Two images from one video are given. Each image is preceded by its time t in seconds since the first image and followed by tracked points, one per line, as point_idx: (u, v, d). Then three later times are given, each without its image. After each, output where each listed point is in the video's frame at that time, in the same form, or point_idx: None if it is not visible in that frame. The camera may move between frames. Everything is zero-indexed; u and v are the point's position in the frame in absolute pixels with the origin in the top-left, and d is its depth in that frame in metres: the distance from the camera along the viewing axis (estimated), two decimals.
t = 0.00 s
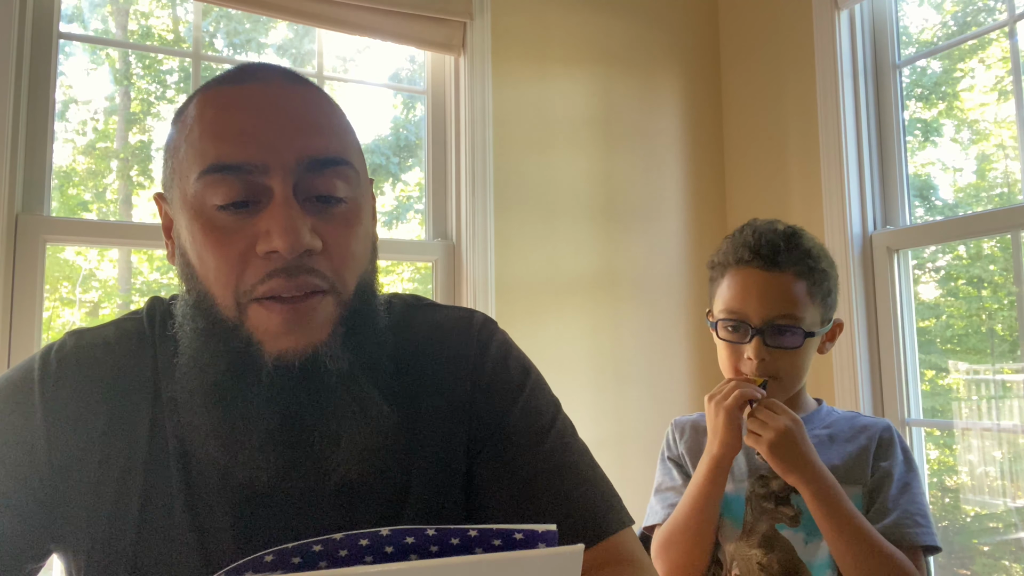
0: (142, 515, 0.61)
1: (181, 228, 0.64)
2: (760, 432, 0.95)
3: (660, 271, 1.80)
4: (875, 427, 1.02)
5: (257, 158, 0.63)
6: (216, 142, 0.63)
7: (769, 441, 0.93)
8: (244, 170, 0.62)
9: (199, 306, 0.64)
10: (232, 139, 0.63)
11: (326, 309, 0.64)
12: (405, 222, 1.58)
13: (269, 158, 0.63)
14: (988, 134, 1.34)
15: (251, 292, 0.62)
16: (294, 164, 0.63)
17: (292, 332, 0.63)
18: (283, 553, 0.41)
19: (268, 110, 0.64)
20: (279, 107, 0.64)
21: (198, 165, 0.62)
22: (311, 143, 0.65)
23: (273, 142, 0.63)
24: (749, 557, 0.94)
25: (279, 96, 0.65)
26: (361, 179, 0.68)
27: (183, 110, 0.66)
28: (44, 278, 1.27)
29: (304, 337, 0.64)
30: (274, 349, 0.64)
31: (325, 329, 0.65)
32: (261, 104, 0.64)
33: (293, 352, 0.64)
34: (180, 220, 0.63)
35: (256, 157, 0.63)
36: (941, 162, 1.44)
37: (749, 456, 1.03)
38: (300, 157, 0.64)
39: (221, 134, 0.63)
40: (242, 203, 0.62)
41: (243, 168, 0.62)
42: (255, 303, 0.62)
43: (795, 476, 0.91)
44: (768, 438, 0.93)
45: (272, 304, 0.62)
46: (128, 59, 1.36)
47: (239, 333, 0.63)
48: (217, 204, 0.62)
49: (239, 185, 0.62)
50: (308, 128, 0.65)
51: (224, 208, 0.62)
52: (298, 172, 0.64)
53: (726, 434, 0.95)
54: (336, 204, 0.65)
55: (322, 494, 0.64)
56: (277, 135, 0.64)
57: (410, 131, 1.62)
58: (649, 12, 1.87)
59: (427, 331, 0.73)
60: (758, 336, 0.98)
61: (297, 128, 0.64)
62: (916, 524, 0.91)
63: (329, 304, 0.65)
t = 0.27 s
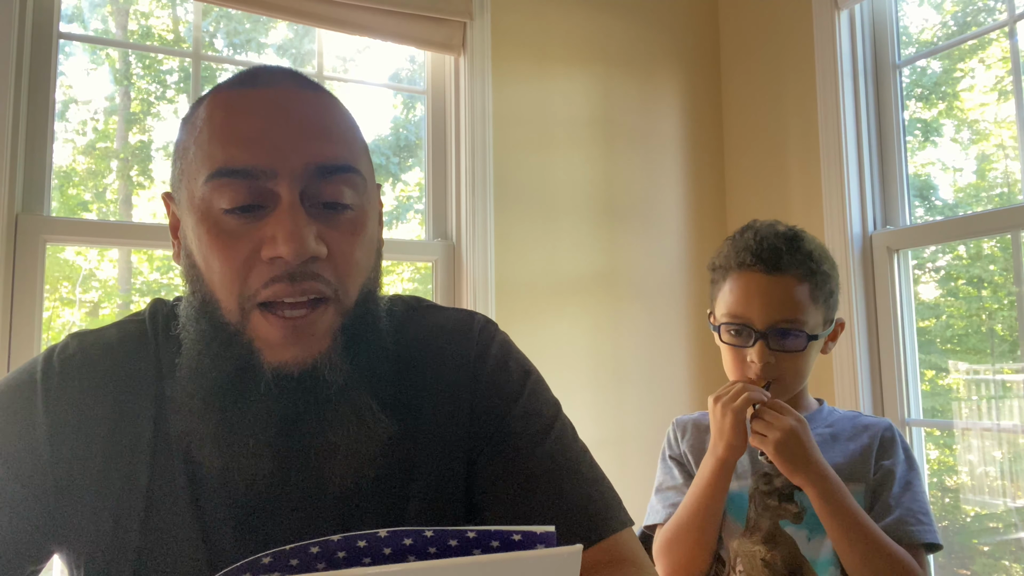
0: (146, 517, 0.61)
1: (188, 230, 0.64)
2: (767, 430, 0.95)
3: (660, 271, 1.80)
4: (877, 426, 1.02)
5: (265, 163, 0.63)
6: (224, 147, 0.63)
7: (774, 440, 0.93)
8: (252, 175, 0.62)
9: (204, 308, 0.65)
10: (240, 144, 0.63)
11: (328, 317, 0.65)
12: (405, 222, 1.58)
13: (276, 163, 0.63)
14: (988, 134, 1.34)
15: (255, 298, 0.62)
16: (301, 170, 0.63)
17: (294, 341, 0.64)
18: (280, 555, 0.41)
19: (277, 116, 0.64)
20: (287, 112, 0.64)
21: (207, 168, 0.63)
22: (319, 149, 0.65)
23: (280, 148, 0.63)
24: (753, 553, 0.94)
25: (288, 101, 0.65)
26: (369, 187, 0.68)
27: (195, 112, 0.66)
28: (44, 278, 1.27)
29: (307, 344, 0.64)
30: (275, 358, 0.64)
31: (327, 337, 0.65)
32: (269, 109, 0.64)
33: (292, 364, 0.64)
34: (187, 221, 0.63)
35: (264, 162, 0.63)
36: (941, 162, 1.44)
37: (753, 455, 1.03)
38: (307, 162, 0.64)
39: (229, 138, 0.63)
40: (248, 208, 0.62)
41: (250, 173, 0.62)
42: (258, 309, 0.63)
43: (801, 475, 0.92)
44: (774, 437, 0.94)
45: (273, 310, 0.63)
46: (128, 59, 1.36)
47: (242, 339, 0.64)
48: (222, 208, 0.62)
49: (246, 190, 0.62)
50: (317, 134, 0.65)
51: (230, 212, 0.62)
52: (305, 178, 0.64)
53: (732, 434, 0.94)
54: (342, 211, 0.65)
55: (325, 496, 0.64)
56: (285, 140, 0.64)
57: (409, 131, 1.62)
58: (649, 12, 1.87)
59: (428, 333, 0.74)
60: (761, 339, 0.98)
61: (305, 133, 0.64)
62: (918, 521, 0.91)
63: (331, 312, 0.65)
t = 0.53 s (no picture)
0: (149, 514, 0.61)
1: (192, 222, 0.64)
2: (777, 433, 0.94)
3: (660, 271, 1.80)
4: (880, 429, 1.02)
5: (271, 156, 0.63)
6: (231, 139, 0.63)
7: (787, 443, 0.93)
8: (258, 167, 0.63)
9: (208, 301, 0.65)
10: (247, 137, 0.63)
11: (329, 304, 0.66)
12: (405, 222, 1.57)
13: (282, 157, 0.63)
14: (988, 134, 1.34)
15: (258, 285, 0.64)
16: (306, 164, 0.64)
17: (294, 325, 0.66)
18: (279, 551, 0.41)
19: (283, 111, 0.64)
20: (294, 107, 0.65)
21: (213, 161, 0.62)
22: (324, 144, 0.65)
23: (286, 142, 0.64)
24: (763, 556, 0.94)
25: (295, 96, 0.65)
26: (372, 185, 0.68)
27: (201, 107, 0.66)
28: (44, 278, 1.27)
29: (308, 329, 0.66)
30: (277, 340, 0.65)
31: (327, 324, 0.66)
32: (276, 104, 0.64)
33: (294, 346, 0.66)
34: (192, 213, 0.63)
35: (270, 155, 0.63)
36: (941, 162, 1.44)
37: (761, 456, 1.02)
38: (313, 157, 0.64)
39: (236, 130, 0.63)
40: (253, 200, 0.63)
41: (257, 165, 0.63)
42: (260, 296, 0.64)
43: (813, 477, 0.91)
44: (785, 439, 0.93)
45: (275, 295, 0.64)
46: (128, 59, 1.36)
47: (244, 324, 0.65)
48: (228, 199, 0.62)
49: (252, 182, 0.63)
50: (323, 130, 0.65)
51: (236, 203, 0.62)
52: (310, 172, 0.64)
53: (743, 435, 0.94)
54: (345, 205, 0.65)
55: (325, 490, 0.64)
56: (291, 134, 0.64)
57: (410, 131, 1.60)
58: (649, 12, 1.87)
59: (430, 332, 0.73)
60: (762, 343, 0.98)
61: (311, 128, 0.65)
62: (923, 525, 0.92)
63: (332, 301, 0.66)
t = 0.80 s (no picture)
0: (152, 511, 0.61)
1: (196, 220, 0.65)
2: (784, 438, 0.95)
3: (660, 271, 1.80)
4: (886, 432, 1.03)
5: (271, 153, 0.63)
6: (232, 136, 0.63)
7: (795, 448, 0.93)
8: (258, 163, 0.62)
9: (212, 298, 0.65)
10: (248, 134, 0.63)
11: (328, 296, 0.65)
12: (405, 222, 1.59)
13: (282, 152, 0.63)
14: (988, 134, 1.34)
15: (259, 279, 0.63)
16: (306, 160, 0.63)
17: (294, 318, 0.64)
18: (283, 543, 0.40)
19: (283, 108, 0.64)
20: (294, 105, 0.65)
21: (216, 160, 0.63)
22: (324, 141, 0.65)
23: (286, 138, 0.63)
24: (771, 560, 0.93)
25: (294, 95, 0.65)
26: (368, 181, 0.68)
27: (205, 110, 0.66)
28: (44, 278, 1.27)
29: (306, 322, 0.65)
30: (278, 330, 0.64)
31: (326, 316, 0.65)
32: (276, 102, 0.64)
33: (295, 339, 0.64)
34: (196, 213, 0.64)
35: (270, 152, 0.63)
36: (941, 162, 1.44)
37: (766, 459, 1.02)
38: (313, 153, 0.64)
39: (237, 128, 0.63)
40: (254, 195, 0.62)
41: (258, 161, 0.62)
42: (263, 289, 0.63)
43: (821, 483, 0.92)
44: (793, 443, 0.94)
45: (278, 288, 0.63)
46: (128, 59, 1.36)
47: (246, 318, 0.64)
48: (230, 195, 0.62)
49: (253, 178, 0.62)
50: (322, 127, 0.65)
51: (237, 199, 0.62)
52: (310, 167, 0.64)
53: (746, 444, 0.94)
54: (343, 202, 0.65)
55: (324, 487, 0.64)
56: (291, 131, 0.64)
57: (410, 131, 1.62)
58: (649, 12, 1.87)
59: (428, 333, 0.74)
60: (763, 349, 0.98)
61: (310, 125, 0.65)
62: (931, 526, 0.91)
63: (331, 293, 0.65)
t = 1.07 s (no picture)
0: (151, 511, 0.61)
1: (195, 223, 0.65)
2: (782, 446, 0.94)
3: (659, 271, 1.80)
4: (884, 432, 1.03)
5: (271, 155, 0.63)
6: (231, 139, 0.63)
7: (793, 456, 0.93)
8: (258, 166, 0.62)
9: (211, 301, 0.65)
10: (247, 137, 0.63)
11: (328, 299, 0.65)
12: (405, 222, 1.59)
13: (281, 155, 0.63)
14: (988, 134, 1.34)
15: (261, 282, 0.62)
16: (305, 162, 0.64)
17: (295, 320, 0.63)
18: (286, 535, 0.39)
19: (281, 110, 0.65)
20: (291, 107, 0.65)
21: (215, 164, 0.63)
22: (322, 143, 0.65)
23: (285, 140, 0.64)
24: (771, 561, 0.93)
25: (291, 97, 0.65)
26: (364, 182, 0.68)
27: (203, 112, 0.67)
28: (44, 278, 1.27)
29: (303, 322, 0.64)
30: (280, 335, 0.63)
31: (326, 318, 0.65)
32: (274, 104, 0.64)
33: (297, 343, 0.64)
34: (195, 216, 0.64)
35: (270, 154, 0.63)
36: (941, 162, 1.44)
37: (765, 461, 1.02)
38: (312, 154, 0.64)
39: (236, 130, 0.63)
40: (255, 198, 0.62)
41: (258, 163, 0.63)
42: (265, 293, 0.63)
43: (820, 490, 0.91)
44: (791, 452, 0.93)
45: (280, 292, 0.63)
46: (128, 59, 1.36)
47: (247, 323, 0.63)
48: (230, 200, 0.62)
49: (252, 180, 0.62)
50: (320, 129, 0.66)
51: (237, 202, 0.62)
52: (309, 168, 0.64)
53: (743, 451, 0.94)
54: (342, 203, 0.66)
55: (321, 487, 0.64)
56: (289, 133, 0.64)
57: (409, 131, 1.62)
58: (649, 12, 1.87)
59: (425, 334, 0.74)
60: (762, 346, 0.98)
61: (308, 127, 0.65)
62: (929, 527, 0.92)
63: (331, 296, 0.65)
